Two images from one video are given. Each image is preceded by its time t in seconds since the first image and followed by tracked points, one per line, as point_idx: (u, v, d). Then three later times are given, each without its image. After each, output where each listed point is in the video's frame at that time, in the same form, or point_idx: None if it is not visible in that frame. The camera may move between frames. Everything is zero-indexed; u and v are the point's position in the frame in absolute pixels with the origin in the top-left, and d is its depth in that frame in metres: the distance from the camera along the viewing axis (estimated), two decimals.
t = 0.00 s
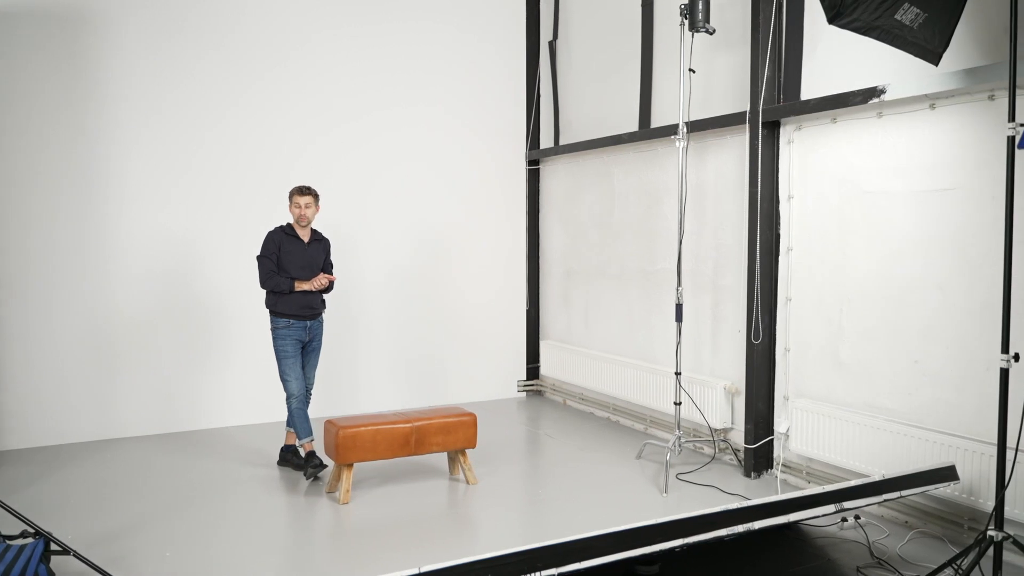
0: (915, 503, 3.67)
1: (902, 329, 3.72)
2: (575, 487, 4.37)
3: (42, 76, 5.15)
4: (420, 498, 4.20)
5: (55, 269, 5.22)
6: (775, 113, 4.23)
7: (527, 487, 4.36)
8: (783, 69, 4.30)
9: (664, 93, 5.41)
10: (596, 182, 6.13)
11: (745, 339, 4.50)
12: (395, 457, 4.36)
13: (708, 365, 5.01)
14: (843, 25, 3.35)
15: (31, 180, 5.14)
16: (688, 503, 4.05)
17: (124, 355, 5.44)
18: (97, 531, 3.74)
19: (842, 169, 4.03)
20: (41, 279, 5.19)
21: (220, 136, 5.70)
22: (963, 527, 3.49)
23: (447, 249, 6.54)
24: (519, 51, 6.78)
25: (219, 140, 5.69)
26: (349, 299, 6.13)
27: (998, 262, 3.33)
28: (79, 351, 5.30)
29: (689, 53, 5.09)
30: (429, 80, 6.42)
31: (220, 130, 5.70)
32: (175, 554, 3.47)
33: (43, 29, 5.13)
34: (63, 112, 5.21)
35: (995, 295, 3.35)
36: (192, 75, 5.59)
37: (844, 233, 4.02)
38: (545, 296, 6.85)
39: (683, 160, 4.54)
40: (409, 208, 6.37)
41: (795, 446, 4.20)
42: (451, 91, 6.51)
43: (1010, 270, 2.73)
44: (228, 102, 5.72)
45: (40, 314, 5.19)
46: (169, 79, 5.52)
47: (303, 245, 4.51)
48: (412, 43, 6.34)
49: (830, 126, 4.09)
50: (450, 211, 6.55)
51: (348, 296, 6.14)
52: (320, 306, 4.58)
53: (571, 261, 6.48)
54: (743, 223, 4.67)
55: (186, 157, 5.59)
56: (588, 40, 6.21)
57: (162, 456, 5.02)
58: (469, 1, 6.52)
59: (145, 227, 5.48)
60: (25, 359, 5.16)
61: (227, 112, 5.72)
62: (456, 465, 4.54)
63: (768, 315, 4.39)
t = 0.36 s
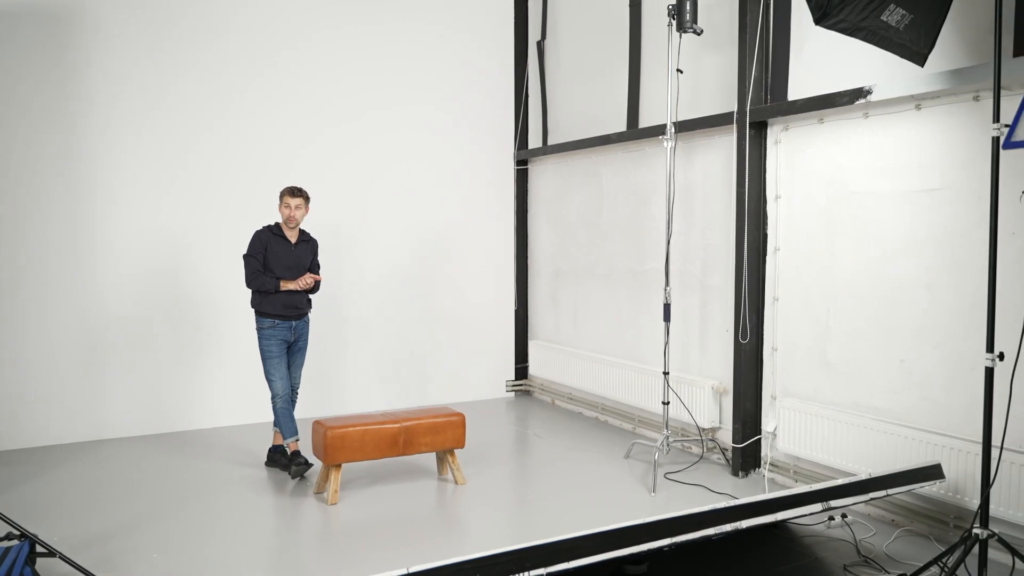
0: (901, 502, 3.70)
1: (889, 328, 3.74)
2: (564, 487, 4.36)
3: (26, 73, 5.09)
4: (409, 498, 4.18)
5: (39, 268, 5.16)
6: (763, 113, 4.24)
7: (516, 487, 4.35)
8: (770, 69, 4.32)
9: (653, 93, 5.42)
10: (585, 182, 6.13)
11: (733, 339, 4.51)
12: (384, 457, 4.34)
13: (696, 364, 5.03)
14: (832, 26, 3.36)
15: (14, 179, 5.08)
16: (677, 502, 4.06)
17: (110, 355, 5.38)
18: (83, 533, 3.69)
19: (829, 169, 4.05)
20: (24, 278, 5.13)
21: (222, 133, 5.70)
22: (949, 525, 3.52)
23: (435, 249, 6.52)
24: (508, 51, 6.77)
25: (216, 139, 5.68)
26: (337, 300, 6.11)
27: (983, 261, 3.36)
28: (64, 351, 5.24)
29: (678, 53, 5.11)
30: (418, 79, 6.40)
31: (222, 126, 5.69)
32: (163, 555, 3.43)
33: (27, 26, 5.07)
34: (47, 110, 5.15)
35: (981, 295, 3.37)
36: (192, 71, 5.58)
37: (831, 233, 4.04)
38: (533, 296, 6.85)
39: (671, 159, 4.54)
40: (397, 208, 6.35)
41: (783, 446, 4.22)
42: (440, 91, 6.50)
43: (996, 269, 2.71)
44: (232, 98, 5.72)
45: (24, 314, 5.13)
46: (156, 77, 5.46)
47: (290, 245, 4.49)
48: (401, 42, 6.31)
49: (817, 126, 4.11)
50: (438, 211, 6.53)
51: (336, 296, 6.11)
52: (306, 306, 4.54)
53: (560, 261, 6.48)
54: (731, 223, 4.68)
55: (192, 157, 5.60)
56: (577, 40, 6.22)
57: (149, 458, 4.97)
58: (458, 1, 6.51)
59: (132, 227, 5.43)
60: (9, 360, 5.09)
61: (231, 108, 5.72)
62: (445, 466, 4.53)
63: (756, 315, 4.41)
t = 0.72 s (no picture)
0: (888, 500, 3.73)
1: (876, 328, 3.76)
2: (553, 486, 4.36)
3: (11, 71, 5.04)
4: (398, 499, 4.17)
5: (24, 268, 5.11)
6: (751, 113, 4.25)
7: (506, 487, 4.35)
8: (758, 70, 4.34)
9: (642, 93, 5.43)
10: (574, 181, 6.13)
11: (722, 338, 4.53)
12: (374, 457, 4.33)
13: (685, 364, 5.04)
14: (819, 27, 3.43)
15: None
16: (666, 501, 4.07)
17: (99, 355, 5.34)
18: (69, 535, 3.66)
19: (816, 170, 4.07)
20: (9, 278, 5.08)
21: (214, 134, 5.67)
22: (935, 523, 3.55)
23: (425, 250, 6.51)
24: (497, 51, 6.77)
25: (212, 141, 5.66)
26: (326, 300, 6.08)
27: (969, 261, 3.38)
28: (54, 351, 5.21)
29: (666, 53, 5.12)
30: (407, 79, 6.38)
31: (214, 127, 5.67)
32: (150, 557, 3.40)
33: (11, 23, 5.02)
34: (35, 108, 5.11)
35: (967, 295, 3.40)
36: (183, 71, 5.55)
37: (818, 233, 4.06)
38: (523, 296, 6.85)
39: (660, 159, 4.55)
40: (387, 207, 6.33)
41: (772, 445, 4.24)
42: (430, 91, 6.49)
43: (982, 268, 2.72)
44: (224, 98, 5.70)
45: (8, 314, 5.08)
46: (146, 75, 5.43)
47: (279, 244, 4.47)
48: (390, 42, 6.30)
49: (805, 126, 4.13)
50: (427, 211, 6.51)
51: (325, 296, 6.09)
52: (295, 305, 4.53)
53: (549, 260, 6.48)
54: (720, 224, 4.70)
55: (185, 157, 5.57)
56: (566, 39, 6.22)
57: (138, 458, 4.93)
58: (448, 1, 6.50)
59: (121, 226, 5.39)
60: None
61: (223, 109, 5.70)
62: (434, 466, 4.52)
63: (745, 315, 4.42)
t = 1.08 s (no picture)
0: (877, 499, 3.75)
1: (865, 327, 3.78)
2: (544, 486, 4.36)
3: None
4: (388, 500, 4.15)
5: (10, 267, 5.07)
6: (740, 113, 4.27)
7: (496, 487, 4.34)
8: (747, 70, 4.35)
9: (632, 93, 5.43)
10: (564, 181, 6.13)
11: (711, 338, 4.54)
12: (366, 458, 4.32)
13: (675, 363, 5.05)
14: (807, 28, 3.41)
15: None
16: (656, 501, 4.07)
17: (92, 356, 5.32)
18: (55, 537, 3.62)
19: (805, 170, 4.09)
20: None
21: (211, 132, 5.67)
22: (923, 521, 3.57)
23: (415, 250, 6.50)
24: (488, 52, 6.77)
25: (207, 141, 5.65)
26: (315, 300, 6.06)
27: (956, 260, 3.40)
28: (47, 352, 5.18)
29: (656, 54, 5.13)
30: (398, 79, 6.37)
31: (211, 126, 5.67)
32: (138, 559, 3.37)
33: None
34: (26, 108, 5.08)
35: (953, 294, 3.42)
36: (179, 71, 5.54)
37: (807, 233, 4.08)
38: (513, 297, 6.84)
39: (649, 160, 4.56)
40: (377, 208, 6.31)
41: (761, 444, 4.26)
42: (420, 91, 6.48)
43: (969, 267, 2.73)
44: (224, 96, 5.70)
45: None
46: (138, 74, 5.40)
47: (268, 243, 4.44)
48: (381, 42, 6.29)
49: (794, 127, 4.15)
50: (417, 210, 6.50)
51: (314, 297, 6.07)
52: (283, 305, 4.51)
53: (539, 260, 6.48)
54: (709, 224, 4.71)
55: (180, 156, 5.56)
56: (556, 39, 6.22)
57: (130, 459, 4.92)
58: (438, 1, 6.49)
59: (113, 226, 5.37)
60: None
61: (221, 108, 5.70)
62: (424, 466, 4.50)
63: (734, 314, 4.44)
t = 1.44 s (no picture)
0: (866, 497, 3.77)
1: (854, 327, 3.80)
2: (535, 486, 4.36)
3: None
4: (379, 500, 4.14)
5: None
6: (730, 114, 4.28)
7: (487, 487, 4.34)
8: (737, 71, 4.37)
9: (623, 94, 5.44)
10: (555, 181, 6.13)
11: (702, 338, 4.55)
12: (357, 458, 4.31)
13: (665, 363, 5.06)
14: (796, 29, 3.39)
15: None
16: (647, 501, 4.08)
17: (88, 358, 5.30)
18: (43, 539, 3.59)
19: (794, 171, 4.11)
20: None
21: (209, 131, 5.66)
22: (912, 520, 3.59)
23: (407, 250, 6.49)
24: (479, 52, 6.77)
25: (204, 142, 5.64)
26: (305, 300, 6.04)
27: (944, 260, 3.43)
28: (46, 354, 5.17)
29: (647, 54, 5.14)
30: (389, 78, 6.36)
31: (208, 125, 5.66)
32: (127, 561, 3.34)
33: None
34: (19, 108, 5.05)
35: (941, 294, 3.44)
36: (182, 71, 5.55)
37: (796, 233, 4.10)
38: (504, 297, 6.84)
39: (640, 160, 4.57)
40: (368, 207, 6.30)
41: (751, 443, 4.28)
42: (412, 90, 6.47)
43: (957, 267, 2.75)
44: (224, 96, 5.71)
45: None
46: (133, 74, 5.39)
47: (260, 242, 4.43)
48: (371, 41, 6.27)
49: (783, 127, 4.16)
50: (408, 210, 6.49)
51: (304, 297, 6.04)
52: (275, 306, 4.47)
53: (530, 261, 6.49)
54: (699, 224, 4.73)
55: (183, 156, 5.57)
56: (547, 39, 6.22)
57: (124, 460, 4.89)
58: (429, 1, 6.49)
59: (107, 227, 5.34)
60: None
61: (220, 108, 5.70)
62: (415, 466, 4.49)
63: (724, 314, 4.45)
